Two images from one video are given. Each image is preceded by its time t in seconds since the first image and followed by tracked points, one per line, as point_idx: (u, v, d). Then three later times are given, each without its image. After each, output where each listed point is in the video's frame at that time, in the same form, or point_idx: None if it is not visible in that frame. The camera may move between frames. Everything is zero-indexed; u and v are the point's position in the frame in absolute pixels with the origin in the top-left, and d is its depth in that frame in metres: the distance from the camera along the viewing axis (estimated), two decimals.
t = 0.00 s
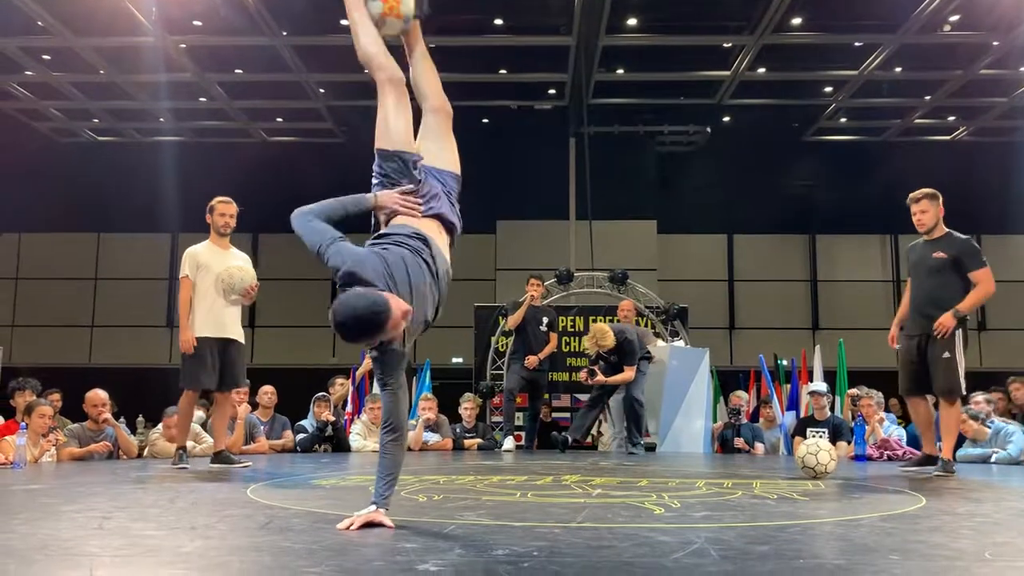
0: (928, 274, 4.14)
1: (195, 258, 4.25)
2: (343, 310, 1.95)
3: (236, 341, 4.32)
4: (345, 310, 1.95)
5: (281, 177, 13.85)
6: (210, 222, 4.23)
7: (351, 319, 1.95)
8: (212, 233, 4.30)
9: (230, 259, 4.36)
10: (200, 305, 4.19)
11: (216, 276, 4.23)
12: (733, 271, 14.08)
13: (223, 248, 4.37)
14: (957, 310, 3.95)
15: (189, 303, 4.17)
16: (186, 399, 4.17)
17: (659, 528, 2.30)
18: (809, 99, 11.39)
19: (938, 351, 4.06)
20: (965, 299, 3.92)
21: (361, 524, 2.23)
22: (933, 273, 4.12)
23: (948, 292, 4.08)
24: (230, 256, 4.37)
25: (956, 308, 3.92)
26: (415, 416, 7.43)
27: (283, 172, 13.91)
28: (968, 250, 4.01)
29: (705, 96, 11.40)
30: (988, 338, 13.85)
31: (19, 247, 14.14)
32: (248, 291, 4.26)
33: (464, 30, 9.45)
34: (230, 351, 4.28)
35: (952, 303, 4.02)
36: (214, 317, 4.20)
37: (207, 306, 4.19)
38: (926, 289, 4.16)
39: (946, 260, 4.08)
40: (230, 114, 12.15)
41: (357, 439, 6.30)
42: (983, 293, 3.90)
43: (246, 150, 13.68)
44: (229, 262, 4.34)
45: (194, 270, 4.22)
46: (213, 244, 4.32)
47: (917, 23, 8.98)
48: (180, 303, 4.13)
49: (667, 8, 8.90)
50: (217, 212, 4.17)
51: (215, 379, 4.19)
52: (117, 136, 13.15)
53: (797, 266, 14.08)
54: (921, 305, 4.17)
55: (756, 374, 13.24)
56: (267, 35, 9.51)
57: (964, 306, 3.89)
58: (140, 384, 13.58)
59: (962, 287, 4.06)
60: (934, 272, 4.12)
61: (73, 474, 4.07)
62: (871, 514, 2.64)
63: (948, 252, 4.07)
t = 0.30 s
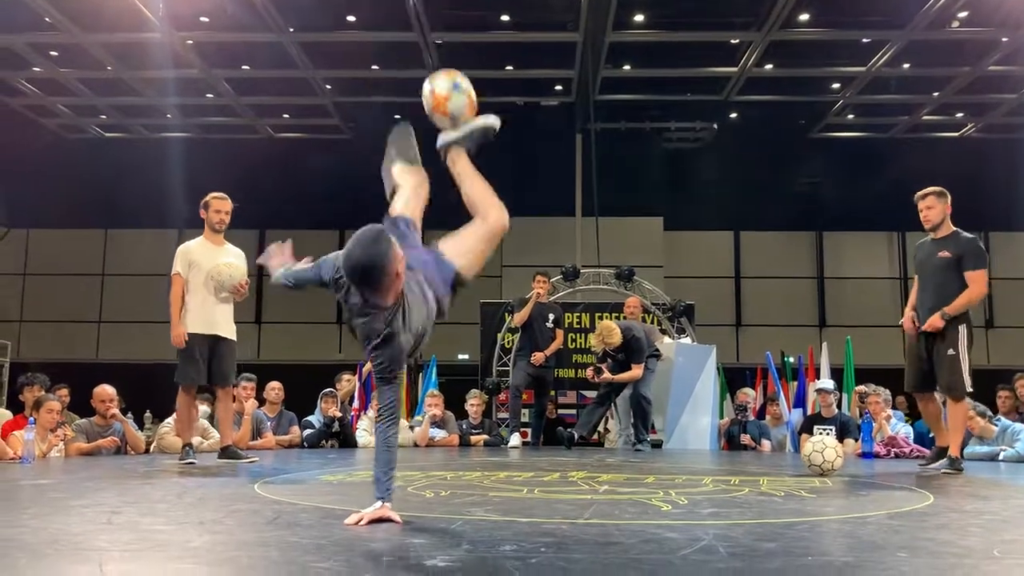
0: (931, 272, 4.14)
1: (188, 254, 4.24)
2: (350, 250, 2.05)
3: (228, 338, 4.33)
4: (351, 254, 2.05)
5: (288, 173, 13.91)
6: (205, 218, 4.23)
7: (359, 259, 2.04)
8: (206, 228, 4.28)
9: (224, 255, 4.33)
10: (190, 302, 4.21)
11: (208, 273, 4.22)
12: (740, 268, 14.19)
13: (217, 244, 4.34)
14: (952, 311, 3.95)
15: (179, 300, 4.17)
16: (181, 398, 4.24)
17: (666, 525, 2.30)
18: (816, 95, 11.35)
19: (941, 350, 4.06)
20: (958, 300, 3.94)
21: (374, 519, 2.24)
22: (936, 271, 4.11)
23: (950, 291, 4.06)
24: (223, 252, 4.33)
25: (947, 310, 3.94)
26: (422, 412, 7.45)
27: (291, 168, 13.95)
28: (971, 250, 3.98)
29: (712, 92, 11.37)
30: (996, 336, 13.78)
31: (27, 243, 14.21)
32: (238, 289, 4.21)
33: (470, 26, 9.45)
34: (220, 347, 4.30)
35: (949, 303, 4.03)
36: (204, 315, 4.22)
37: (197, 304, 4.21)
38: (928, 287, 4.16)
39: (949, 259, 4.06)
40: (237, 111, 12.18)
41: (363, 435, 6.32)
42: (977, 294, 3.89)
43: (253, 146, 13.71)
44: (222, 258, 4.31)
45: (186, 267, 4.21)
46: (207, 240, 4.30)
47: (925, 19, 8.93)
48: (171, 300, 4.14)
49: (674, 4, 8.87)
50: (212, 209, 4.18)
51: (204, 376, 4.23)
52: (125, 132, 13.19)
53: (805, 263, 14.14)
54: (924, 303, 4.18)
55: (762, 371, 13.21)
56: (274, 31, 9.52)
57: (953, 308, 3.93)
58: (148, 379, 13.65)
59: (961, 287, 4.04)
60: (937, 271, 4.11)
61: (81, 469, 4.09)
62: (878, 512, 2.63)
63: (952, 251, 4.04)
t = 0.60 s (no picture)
0: (929, 275, 4.15)
1: (187, 251, 4.25)
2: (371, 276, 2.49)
3: (226, 334, 4.32)
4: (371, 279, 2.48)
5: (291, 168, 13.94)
6: (204, 216, 4.24)
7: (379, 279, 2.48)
8: (205, 225, 4.29)
9: (222, 252, 4.35)
10: (189, 299, 4.21)
11: (207, 270, 4.23)
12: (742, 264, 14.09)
13: (215, 241, 4.35)
14: (954, 312, 3.95)
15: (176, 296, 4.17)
16: (183, 391, 4.22)
17: (669, 521, 2.30)
18: (819, 93, 11.31)
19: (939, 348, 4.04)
20: (958, 300, 3.93)
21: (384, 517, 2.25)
22: (932, 272, 4.13)
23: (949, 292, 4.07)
24: (221, 249, 4.35)
25: (950, 311, 3.94)
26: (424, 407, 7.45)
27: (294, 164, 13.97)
28: (967, 250, 3.98)
29: (715, 89, 11.34)
30: (999, 334, 13.76)
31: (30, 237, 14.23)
32: (238, 289, 4.20)
33: (473, 22, 9.44)
34: (219, 344, 4.29)
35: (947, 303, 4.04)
36: (204, 311, 4.21)
37: (196, 302, 4.21)
38: (927, 290, 4.17)
39: (946, 261, 4.07)
40: (241, 106, 12.18)
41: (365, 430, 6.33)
42: (975, 293, 3.88)
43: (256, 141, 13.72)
44: (221, 256, 4.33)
45: (185, 264, 4.23)
46: (205, 236, 4.31)
47: (929, 17, 8.90)
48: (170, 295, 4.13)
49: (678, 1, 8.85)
50: (212, 206, 4.19)
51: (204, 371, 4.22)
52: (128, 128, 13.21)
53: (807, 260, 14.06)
54: (924, 306, 4.17)
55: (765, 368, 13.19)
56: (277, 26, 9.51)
57: (955, 308, 3.92)
58: (150, 374, 13.67)
59: (958, 287, 4.05)
60: (935, 273, 4.12)
61: (85, 463, 4.10)
62: (881, 509, 2.63)
63: (947, 252, 4.06)
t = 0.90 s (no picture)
0: (928, 274, 4.13)
1: (191, 245, 4.23)
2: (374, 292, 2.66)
3: (230, 329, 4.33)
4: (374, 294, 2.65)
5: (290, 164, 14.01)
6: (208, 211, 4.23)
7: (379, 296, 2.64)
8: (207, 220, 4.28)
9: (224, 247, 4.35)
10: (194, 294, 4.20)
11: (213, 266, 4.24)
12: (741, 261, 14.07)
13: (217, 236, 4.35)
14: (971, 305, 3.98)
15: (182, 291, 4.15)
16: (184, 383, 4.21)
17: (666, 516, 2.31)
18: (817, 88, 11.30)
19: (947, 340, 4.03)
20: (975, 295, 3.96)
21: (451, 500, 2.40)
22: (928, 272, 4.12)
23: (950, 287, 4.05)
24: (223, 244, 4.36)
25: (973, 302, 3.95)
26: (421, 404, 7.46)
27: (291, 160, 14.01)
28: (965, 244, 4.00)
29: (714, 85, 11.33)
30: (996, 330, 13.78)
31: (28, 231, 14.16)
32: (244, 283, 4.27)
33: (472, 16, 9.42)
34: (224, 338, 4.30)
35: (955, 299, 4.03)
36: (211, 305, 4.22)
37: (202, 297, 4.20)
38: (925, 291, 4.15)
39: (943, 259, 4.07)
40: (239, 101, 12.14)
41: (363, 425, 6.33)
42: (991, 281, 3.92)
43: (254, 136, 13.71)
44: (224, 251, 4.33)
45: (190, 259, 4.20)
46: (208, 231, 4.30)
47: (928, 13, 8.89)
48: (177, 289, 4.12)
49: None
50: (215, 201, 4.18)
51: (209, 366, 4.22)
52: (126, 122, 13.16)
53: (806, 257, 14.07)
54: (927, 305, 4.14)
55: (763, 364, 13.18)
56: (276, 21, 9.48)
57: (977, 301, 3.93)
58: (148, 369, 13.65)
59: (959, 284, 4.06)
60: (933, 272, 4.11)
61: (82, 458, 4.09)
62: (878, 504, 2.64)
63: (942, 250, 4.06)
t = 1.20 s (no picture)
0: (930, 268, 4.17)
1: (204, 239, 4.24)
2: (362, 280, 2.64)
3: (243, 322, 4.36)
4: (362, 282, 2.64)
5: (287, 157, 14.06)
6: (217, 206, 4.26)
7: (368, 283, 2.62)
8: (217, 214, 4.30)
9: (234, 241, 4.39)
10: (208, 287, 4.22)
11: (226, 258, 4.27)
12: (735, 252, 13.81)
13: (227, 231, 4.39)
14: (960, 301, 3.99)
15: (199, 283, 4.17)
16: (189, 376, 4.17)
17: (661, 509, 2.31)
18: (812, 82, 11.31)
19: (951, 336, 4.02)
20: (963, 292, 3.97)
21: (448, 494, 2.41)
22: (931, 267, 4.16)
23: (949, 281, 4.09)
24: (233, 238, 4.39)
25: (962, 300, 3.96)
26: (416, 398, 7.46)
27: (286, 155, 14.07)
28: (966, 239, 4.05)
29: (709, 78, 11.32)
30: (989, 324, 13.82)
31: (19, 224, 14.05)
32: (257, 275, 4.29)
33: (467, 9, 9.40)
34: (237, 332, 4.31)
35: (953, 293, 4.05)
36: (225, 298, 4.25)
37: (217, 290, 4.23)
38: (922, 287, 4.20)
39: (948, 252, 4.10)
40: (233, 93, 12.08)
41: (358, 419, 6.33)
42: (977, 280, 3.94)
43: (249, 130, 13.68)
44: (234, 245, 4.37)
45: (203, 252, 4.22)
46: (218, 225, 4.33)
47: (924, 6, 8.89)
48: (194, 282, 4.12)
49: None
50: (226, 196, 4.23)
51: (223, 358, 4.23)
52: (120, 114, 13.09)
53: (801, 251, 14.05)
54: (926, 301, 4.17)
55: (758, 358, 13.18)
56: (270, 13, 9.43)
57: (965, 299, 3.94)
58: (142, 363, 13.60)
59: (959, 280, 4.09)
60: (932, 267, 4.16)
61: (76, 452, 4.07)
62: (872, 497, 2.65)
63: (946, 245, 4.11)
